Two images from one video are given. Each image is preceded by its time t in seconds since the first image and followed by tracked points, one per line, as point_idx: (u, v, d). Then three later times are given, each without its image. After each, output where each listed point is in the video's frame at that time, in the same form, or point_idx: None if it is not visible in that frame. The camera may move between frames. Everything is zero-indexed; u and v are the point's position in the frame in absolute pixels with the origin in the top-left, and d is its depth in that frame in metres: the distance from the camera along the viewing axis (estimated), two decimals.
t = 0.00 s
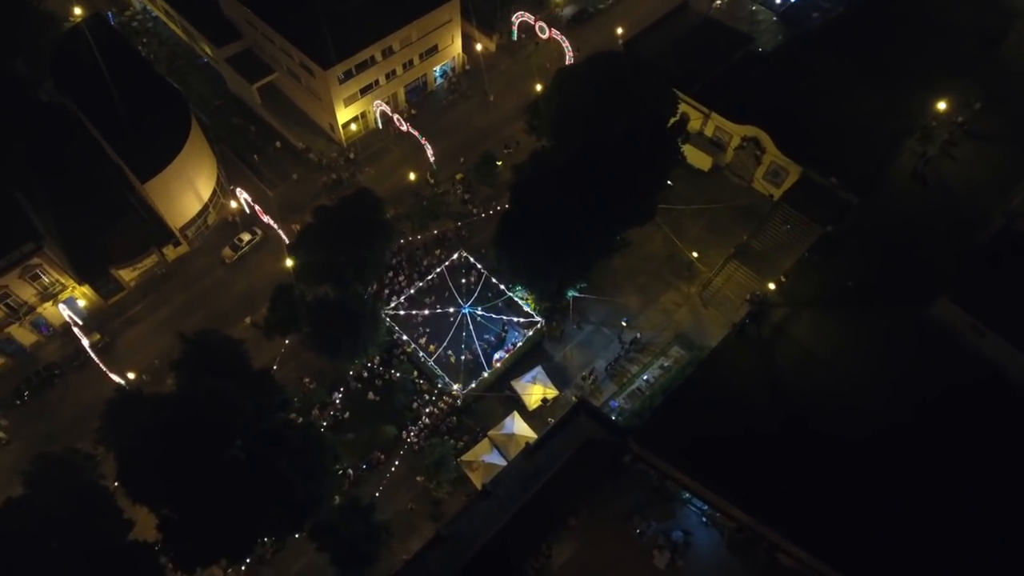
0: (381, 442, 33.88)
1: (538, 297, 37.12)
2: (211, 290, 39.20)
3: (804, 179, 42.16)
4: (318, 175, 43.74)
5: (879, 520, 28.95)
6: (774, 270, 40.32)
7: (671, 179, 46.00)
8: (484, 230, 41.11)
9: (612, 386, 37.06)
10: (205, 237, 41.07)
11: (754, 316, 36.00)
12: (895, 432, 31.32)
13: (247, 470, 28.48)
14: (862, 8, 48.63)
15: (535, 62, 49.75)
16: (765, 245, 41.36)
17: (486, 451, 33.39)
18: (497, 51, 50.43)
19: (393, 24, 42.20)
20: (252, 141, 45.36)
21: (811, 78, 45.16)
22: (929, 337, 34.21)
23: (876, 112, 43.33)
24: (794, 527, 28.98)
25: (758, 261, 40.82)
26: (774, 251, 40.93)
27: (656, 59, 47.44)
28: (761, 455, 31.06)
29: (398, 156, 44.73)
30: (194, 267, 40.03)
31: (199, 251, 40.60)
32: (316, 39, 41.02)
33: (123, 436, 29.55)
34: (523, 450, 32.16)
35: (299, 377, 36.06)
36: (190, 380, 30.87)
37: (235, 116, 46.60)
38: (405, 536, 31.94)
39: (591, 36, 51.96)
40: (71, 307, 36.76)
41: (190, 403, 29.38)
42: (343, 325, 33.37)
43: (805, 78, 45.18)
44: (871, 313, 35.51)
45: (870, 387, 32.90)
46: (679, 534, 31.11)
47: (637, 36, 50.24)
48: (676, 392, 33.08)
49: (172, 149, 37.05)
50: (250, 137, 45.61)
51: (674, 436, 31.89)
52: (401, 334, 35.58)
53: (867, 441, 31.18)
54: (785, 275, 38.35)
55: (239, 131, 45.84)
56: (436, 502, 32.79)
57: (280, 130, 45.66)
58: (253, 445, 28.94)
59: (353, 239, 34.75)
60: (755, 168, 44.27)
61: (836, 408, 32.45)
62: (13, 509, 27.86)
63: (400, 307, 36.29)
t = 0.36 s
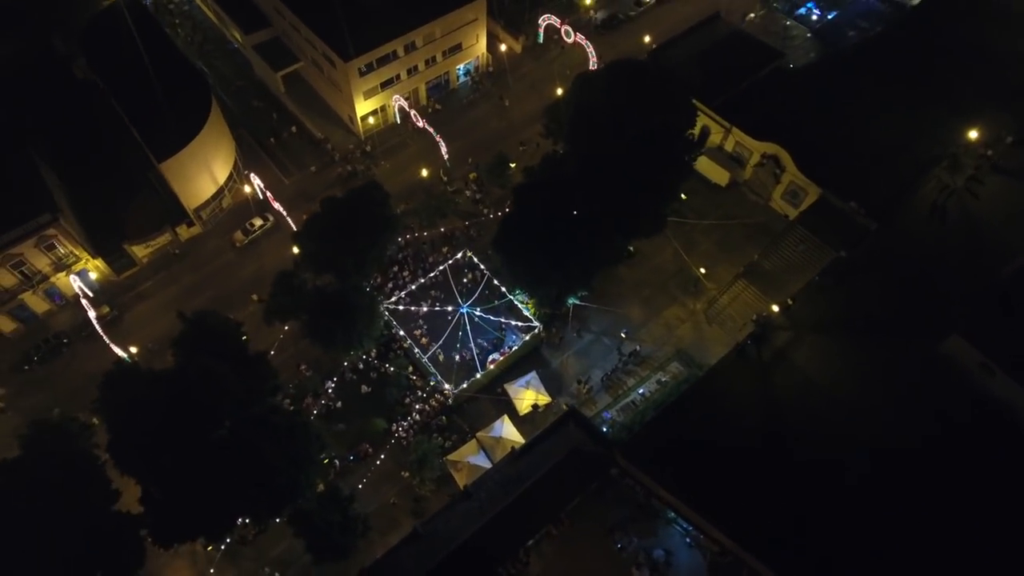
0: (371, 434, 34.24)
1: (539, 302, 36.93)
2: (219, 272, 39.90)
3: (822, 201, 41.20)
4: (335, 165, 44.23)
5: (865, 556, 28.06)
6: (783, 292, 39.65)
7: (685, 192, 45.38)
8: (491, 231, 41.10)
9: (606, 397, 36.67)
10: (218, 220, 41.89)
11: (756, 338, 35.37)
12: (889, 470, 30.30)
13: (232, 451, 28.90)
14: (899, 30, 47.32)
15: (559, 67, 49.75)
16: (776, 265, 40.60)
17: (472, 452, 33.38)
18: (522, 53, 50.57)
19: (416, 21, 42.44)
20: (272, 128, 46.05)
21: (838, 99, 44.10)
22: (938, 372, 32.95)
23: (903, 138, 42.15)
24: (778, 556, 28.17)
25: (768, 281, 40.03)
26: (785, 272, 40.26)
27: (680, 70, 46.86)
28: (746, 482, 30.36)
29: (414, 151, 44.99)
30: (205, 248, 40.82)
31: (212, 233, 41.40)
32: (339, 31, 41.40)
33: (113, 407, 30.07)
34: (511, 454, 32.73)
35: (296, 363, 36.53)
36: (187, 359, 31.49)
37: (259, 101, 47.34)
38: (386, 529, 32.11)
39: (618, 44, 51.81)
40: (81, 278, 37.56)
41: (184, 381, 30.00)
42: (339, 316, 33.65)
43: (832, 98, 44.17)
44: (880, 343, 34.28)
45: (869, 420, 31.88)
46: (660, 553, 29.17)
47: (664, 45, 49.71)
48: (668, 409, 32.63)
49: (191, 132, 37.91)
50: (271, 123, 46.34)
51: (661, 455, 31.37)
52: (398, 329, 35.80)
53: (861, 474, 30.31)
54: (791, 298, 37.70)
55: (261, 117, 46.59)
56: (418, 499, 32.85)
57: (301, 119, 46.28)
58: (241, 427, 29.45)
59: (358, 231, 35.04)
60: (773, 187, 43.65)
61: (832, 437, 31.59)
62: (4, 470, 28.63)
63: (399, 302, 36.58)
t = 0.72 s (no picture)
0: (360, 427, 34.57)
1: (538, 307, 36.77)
2: (228, 256, 40.56)
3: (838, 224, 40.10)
4: (350, 158, 44.64)
5: None
6: (789, 314, 38.77)
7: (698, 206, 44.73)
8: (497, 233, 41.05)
9: (599, 408, 36.28)
10: (231, 204, 42.54)
11: (756, 359, 34.57)
12: (880, 505, 29.36)
13: (219, 433, 29.30)
14: (933, 53, 45.98)
15: (580, 73, 49.52)
16: (785, 287, 39.71)
17: (459, 453, 33.30)
18: (544, 56, 50.46)
19: (439, 19, 42.60)
20: (291, 117, 46.63)
21: (863, 120, 43.07)
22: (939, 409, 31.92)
23: (928, 164, 40.92)
24: None
25: (775, 302, 39.20)
26: (793, 294, 39.28)
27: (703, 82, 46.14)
28: (735, 504, 29.38)
29: (428, 149, 45.19)
30: (217, 231, 41.53)
31: (225, 217, 42.11)
32: (362, 26, 41.79)
33: (110, 382, 30.72)
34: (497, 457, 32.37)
35: (293, 351, 37.03)
36: (184, 339, 32.04)
37: (281, 90, 47.99)
38: (368, 523, 32.33)
39: (642, 52, 51.41)
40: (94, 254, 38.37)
41: (179, 361, 30.54)
42: (336, 307, 33.85)
43: (857, 119, 43.13)
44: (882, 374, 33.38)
45: (866, 451, 31.03)
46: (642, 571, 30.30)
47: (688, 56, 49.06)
48: (658, 425, 32.09)
49: (211, 117, 38.41)
50: (291, 112, 46.95)
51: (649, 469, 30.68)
52: (396, 324, 35.96)
53: (851, 507, 29.45)
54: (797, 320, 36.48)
55: (282, 106, 47.24)
56: (402, 495, 32.96)
57: (321, 110, 46.80)
58: (230, 411, 29.88)
59: (362, 224, 35.20)
60: (789, 207, 42.56)
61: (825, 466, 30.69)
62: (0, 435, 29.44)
63: (399, 298, 36.66)
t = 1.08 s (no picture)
0: (351, 420, 34.75)
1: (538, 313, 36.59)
2: (239, 240, 41.24)
3: (853, 248, 39.10)
4: (366, 150, 44.99)
5: None
6: (795, 338, 37.92)
7: (712, 221, 44.03)
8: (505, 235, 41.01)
9: (592, 418, 35.91)
10: (247, 191, 43.28)
11: (754, 380, 33.85)
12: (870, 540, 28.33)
13: (209, 414, 29.76)
14: (967, 80, 44.55)
15: (603, 80, 49.30)
16: (792, 309, 38.84)
17: (446, 452, 33.32)
18: (568, 62, 50.35)
19: (462, 18, 42.65)
20: (312, 107, 47.22)
21: (888, 144, 41.96)
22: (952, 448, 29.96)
23: (952, 193, 39.71)
24: None
25: (781, 324, 38.41)
26: (800, 318, 38.43)
27: (726, 95, 45.38)
28: (717, 528, 28.68)
29: (444, 146, 45.35)
30: (231, 216, 42.25)
31: (239, 203, 42.83)
32: (386, 21, 42.10)
33: (109, 356, 31.39)
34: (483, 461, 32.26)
35: (294, 338, 37.50)
36: (185, 319, 32.62)
37: (305, 80, 48.63)
38: (351, 514, 32.58)
39: (668, 63, 50.95)
40: (109, 230, 39.23)
41: (178, 340, 31.16)
42: (336, 298, 34.16)
43: (882, 143, 42.04)
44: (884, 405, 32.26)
45: (859, 484, 29.51)
46: None
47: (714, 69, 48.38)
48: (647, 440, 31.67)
49: (231, 103, 39.27)
50: (313, 103, 47.56)
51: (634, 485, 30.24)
52: (395, 319, 36.12)
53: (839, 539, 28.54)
54: (799, 345, 35.63)
55: (305, 96, 47.88)
56: (386, 490, 33.12)
57: (341, 102, 47.32)
58: (222, 393, 30.37)
59: (368, 218, 35.51)
60: (804, 228, 41.66)
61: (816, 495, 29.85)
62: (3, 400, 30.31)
63: (399, 294, 36.77)
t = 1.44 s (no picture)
0: (343, 410, 35.12)
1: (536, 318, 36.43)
2: (251, 225, 41.92)
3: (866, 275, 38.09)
4: (383, 144, 45.36)
5: None
6: (798, 362, 37.09)
7: (724, 238, 43.33)
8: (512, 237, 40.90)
9: (582, 428, 35.64)
10: (264, 178, 44.00)
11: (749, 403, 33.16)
12: None
13: (200, 394, 30.29)
14: (1003, 110, 43.03)
15: (626, 88, 48.90)
16: (798, 332, 37.99)
17: (433, 450, 33.31)
18: (593, 68, 50.07)
19: (486, 18, 42.70)
20: (335, 99, 47.77)
21: (913, 170, 40.69)
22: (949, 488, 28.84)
23: (976, 225, 38.30)
24: None
25: (784, 348, 37.63)
26: (806, 343, 37.58)
27: (749, 110, 44.51)
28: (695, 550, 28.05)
29: (460, 145, 45.47)
30: (246, 201, 43.00)
31: (255, 189, 43.55)
32: (410, 17, 42.37)
33: (112, 330, 32.17)
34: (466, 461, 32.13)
35: (294, 326, 38.00)
36: (188, 298, 33.26)
37: (330, 72, 49.25)
38: (334, 504, 32.86)
39: (694, 75, 50.29)
40: (126, 207, 40.10)
41: (177, 319, 31.79)
42: (335, 289, 34.47)
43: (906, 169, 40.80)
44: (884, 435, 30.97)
45: (848, 519, 28.59)
46: None
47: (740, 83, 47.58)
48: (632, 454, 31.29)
49: (251, 90, 39.91)
50: (336, 94, 48.09)
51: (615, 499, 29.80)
52: (393, 314, 36.36)
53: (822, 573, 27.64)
54: (801, 371, 33.78)
55: (329, 87, 48.48)
56: (370, 482, 33.29)
57: (363, 95, 47.77)
58: (216, 374, 30.93)
59: (374, 212, 35.77)
60: (819, 252, 40.76)
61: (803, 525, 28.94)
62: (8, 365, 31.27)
63: (400, 290, 37.00)
